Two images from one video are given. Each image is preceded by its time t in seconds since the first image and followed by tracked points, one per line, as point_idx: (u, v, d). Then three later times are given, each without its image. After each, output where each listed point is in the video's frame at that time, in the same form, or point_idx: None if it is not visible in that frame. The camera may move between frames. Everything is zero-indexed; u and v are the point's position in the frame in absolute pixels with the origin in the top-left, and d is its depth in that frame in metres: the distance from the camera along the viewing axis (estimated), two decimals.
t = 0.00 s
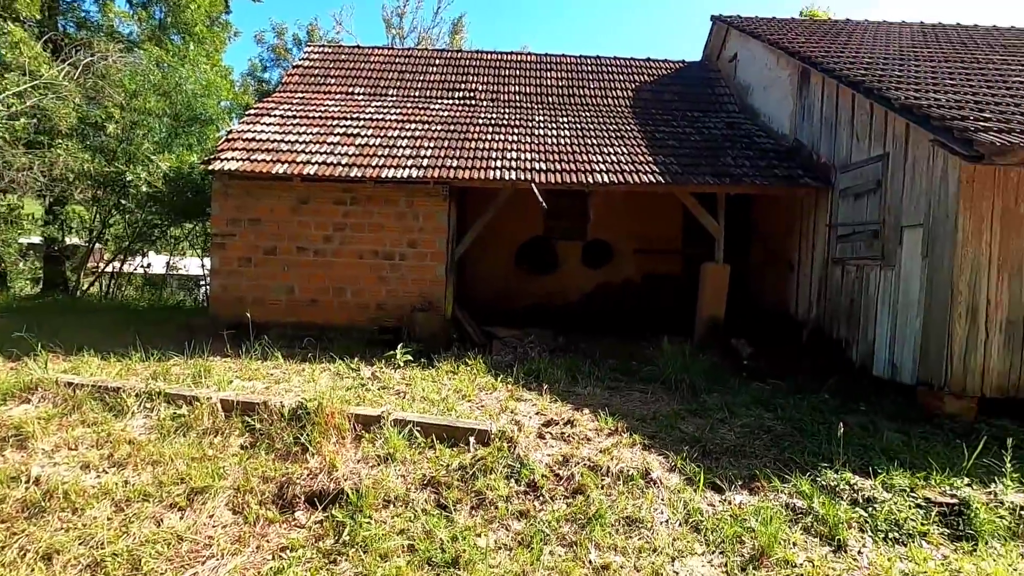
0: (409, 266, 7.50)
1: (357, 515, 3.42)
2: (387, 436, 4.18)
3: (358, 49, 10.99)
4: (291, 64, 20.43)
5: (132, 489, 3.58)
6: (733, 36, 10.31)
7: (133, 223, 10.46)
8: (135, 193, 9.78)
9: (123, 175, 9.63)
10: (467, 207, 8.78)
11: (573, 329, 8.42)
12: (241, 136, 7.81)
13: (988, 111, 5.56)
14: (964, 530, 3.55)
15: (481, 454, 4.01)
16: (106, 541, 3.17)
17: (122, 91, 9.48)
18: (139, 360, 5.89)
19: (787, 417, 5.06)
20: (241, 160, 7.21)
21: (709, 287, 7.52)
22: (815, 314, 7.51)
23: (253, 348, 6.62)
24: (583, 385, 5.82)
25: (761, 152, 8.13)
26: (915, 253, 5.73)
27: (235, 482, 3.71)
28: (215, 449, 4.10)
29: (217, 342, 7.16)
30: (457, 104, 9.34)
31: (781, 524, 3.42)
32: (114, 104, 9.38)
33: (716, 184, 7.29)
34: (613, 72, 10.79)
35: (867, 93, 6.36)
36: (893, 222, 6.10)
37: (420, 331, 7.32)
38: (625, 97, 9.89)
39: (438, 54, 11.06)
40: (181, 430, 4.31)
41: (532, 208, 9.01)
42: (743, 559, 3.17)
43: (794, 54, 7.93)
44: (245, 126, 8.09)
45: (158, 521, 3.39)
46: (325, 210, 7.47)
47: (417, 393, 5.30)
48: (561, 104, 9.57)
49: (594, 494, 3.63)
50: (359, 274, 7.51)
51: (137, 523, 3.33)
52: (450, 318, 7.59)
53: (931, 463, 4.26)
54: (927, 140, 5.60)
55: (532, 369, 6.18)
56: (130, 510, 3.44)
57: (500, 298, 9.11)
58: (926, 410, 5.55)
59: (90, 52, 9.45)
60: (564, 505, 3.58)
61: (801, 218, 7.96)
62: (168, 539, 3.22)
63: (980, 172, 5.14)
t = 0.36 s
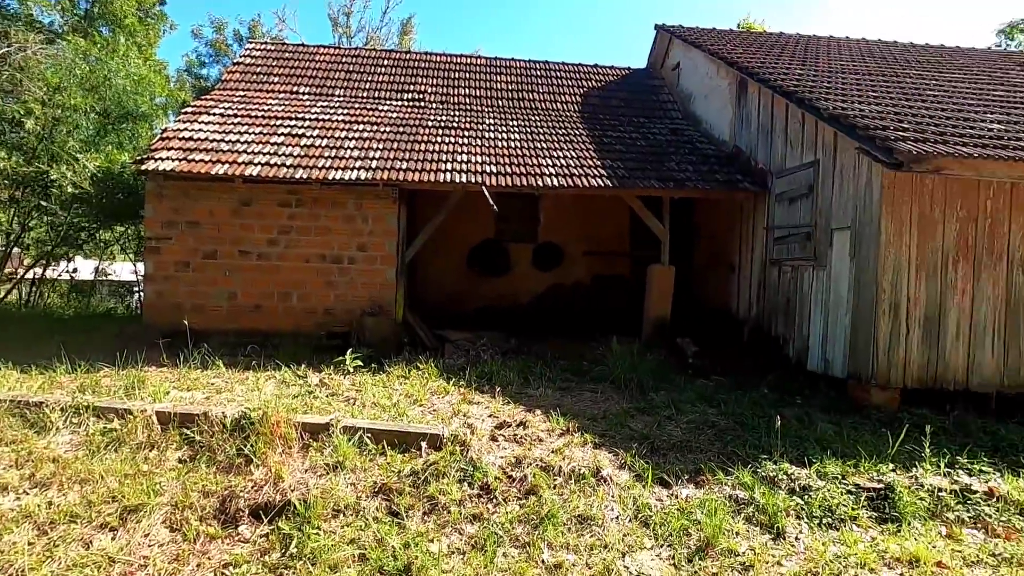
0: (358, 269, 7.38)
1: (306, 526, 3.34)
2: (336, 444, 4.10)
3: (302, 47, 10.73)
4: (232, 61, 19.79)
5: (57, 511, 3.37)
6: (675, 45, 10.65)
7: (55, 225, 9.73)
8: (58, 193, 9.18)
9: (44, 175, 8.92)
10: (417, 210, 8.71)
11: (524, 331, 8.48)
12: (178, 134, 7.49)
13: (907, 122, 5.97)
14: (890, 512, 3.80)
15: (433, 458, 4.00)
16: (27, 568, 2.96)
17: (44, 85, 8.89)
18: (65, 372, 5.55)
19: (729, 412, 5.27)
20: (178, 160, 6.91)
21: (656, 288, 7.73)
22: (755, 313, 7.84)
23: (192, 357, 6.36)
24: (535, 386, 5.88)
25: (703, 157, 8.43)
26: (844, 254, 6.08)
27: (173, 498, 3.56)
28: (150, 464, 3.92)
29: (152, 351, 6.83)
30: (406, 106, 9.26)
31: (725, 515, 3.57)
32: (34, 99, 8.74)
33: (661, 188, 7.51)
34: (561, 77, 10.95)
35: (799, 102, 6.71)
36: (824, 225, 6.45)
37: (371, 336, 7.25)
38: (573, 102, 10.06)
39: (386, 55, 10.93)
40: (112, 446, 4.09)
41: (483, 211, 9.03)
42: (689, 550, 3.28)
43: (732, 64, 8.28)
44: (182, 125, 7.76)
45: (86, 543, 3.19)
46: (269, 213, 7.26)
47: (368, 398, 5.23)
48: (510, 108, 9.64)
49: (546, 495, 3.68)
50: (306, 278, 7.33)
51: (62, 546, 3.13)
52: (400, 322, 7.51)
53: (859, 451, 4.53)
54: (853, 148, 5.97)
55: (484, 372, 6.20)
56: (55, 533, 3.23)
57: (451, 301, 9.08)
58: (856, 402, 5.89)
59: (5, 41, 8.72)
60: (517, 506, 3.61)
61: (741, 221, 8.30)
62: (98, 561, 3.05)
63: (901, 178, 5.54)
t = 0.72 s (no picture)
0: (312, 273, 7.22)
1: (258, 538, 3.24)
2: (289, 453, 4.00)
3: (251, 44, 10.43)
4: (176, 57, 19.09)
5: None
6: (629, 52, 10.88)
7: None
8: None
9: None
10: (373, 213, 8.60)
11: (483, 334, 8.48)
12: (118, 133, 7.17)
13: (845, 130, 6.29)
14: (832, 501, 3.99)
15: (391, 464, 3.96)
16: None
17: None
18: None
19: (683, 409, 5.42)
20: (118, 160, 6.61)
21: (612, 289, 7.87)
22: (707, 313, 8.08)
23: (135, 366, 6.09)
24: (493, 389, 5.89)
25: (656, 162, 8.64)
26: (789, 256, 6.34)
27: (114, 515, 3.40)
28: (89, 480, 3.73)
29: (90, 361, 6.50)
30: (361, 107, 9.13)
31: (679, 510, 3.67)
32: None
33: (616, 191, 7.65)
34: (517, 80, 11.01)
35: (746, 110, 6.97)
36: (770, 227, 6.71)
37: (325, 341, 7.09)
38: (530, 105, 10.13)
39: (340, 54, 10.75)
40: (46, 462, 3.87)
41: (440, 214, 8.99)
42: (645, 545, 3.36)
43: (683, 72, 8.52)
44: (122, 123, 7.42)
45: (17, 566, 3.02)
46: (217, 215, 7.03)
47: (323, 405, 5.13)
48: (467, 110, 9.63)
49: (505, 496, 3.70)
50: (257, 282, 7.13)
51: None
52: (356, 326, 7.39)
53: (804, 443, 4.73)
54: (796, 154, 6.24)
55: (442, 376, 6.17)
56: None
57: (409, 304, 9.00)
58: (801, 397, 6.15)
59: None
60: (476, 509, 3.61)
61: (693, 224, 8.54)
62: None
63: (838, 184, 5.83)
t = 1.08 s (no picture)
0: (263, 278, 7.04)
1: (204, 553, 3.14)
2: (238, 463, 3.90)
3: (199, 41, 10.10)
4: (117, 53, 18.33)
5: None
6: (585, 58, 11.05)
7: None
8: None
9: None
10: (328, 216, 8.45)
11: (441, 337, 8.44)
12: (52, 131, 6.82)
13: (788, 138, 6.56)
14: (777, 493, 4.15)
15: (345, 472, 3.91)
16: None
17: None
18: None
19: (638, 409, 5.53)
20: (53, 159, 6.30)
21: (569, 291, 7.96)
22: (661, 314, 8.27)
23: (72, 376, 5.80)
24: (451, 393, 5.88)
25: (611, 166, 8.79)
26: (737, 258, 6.56)
27: (46, 534, 3.23)
28: (19, 498, 3.53)
29: (21, 372, 6.16)
30: (315, 107, 8.96)
31: (632, 508, 3.75)
32: None
33: (571, 194, 7.76)
34: (475, 83, 11.02)
35: (695, 117, 7.18)
36: (719, 230, 6.93)
37: (277, 346, 6.88)
38: (487, 108, 10.15)
39: (293, 54, 10.53)
40: None
41: (397, 217, 8.91)
42: (599, 544, 3.42)
43: (636, 79, 8.72)
44: (58, 120, 7.07)
45: None
46: (162, 218, 6.77)
47: (275, 413, 5.01)
48: (424, 113, 9.58)
49: (461, 500, 3.70)
50: (205, 288, 6.90)
51: None
52: (310, 332, 7.24)
53: (751, 439, 4.91)
54: (743, 160, 6.47)
55: (399, 381, 6.12)
56: None
57: (366, 308, 8.87)
58: (749, 394, 6.37)
59: None
60: (432, 514, 3.60)
61: (647, 227, 8.73)
62: None
63: (782, 189, 6.07)
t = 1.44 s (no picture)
0: (220, 281, 6.85)
1: (154, 566, 3.03)
2: (192, 472, 3.78)
3: (150, 37, 9.76)
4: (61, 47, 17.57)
5: None
6: (547, 62, 11.15)
7: None
8: None
9: None
10: (287, 218, 8.28)
11: (405, 340, 8.37)
12: None
13: (743, 143, 6.77)
14: (733, 488, 4.27)
15: (304, 478, 3.83)
16: None
17: None
18: None
19: (600, 408, 5.61)
20: None
21: (533, 293, 8.01)
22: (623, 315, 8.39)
23: (12, 386, 5.51)
24: (414, 396, 5.84)
25: (573, 169, 8.89)
26: (695, 260, 6.73)
27: None
28: None
29: None
30: (274, 107, 8.78)
31: (593, 506, 3.81)
32: None
33: (534, 196, 7.81)
34: (438, 85, 10.99)
35: (654, 122, 7.34)
36: (678, 233, 7.08)
37: (233, 352, 6.70)
38: (451, 110, 10.13)
39: (250, 51, 10.29)
40: None
41: (360, 219, 8.80)
42: (561, 542, 3.46)
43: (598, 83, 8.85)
44: None
45: None
46: (110, 219, 6.52)
47: (231, 420, 4.89)
48: (386, 114, 9.49)
49: (423, 504, 3.68)
50: (157, 292, 6.68)
51: None
52: (269, 336, 7.08)
53: (709, 435, 5.04)
54: (700, 165, 6.64)
55: (361, 385, 6.05)
56: None
57: (328, 311, 8.73)
58: (708, 393, 6.52)
59: None
60: (393, 518, 3.57)
61: (609, 229, 8.86)
62: None
63: (737, 193, 6.26)
